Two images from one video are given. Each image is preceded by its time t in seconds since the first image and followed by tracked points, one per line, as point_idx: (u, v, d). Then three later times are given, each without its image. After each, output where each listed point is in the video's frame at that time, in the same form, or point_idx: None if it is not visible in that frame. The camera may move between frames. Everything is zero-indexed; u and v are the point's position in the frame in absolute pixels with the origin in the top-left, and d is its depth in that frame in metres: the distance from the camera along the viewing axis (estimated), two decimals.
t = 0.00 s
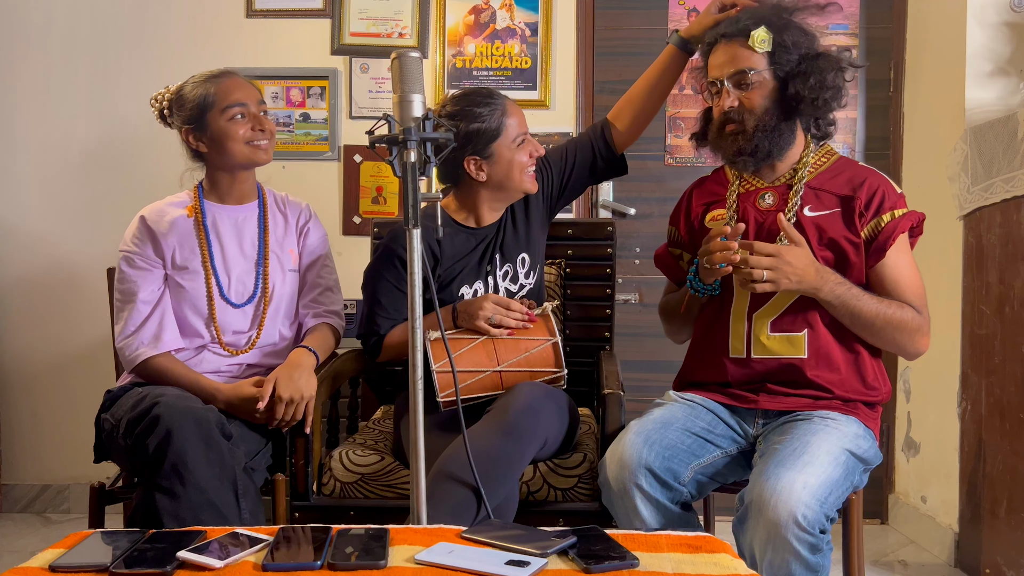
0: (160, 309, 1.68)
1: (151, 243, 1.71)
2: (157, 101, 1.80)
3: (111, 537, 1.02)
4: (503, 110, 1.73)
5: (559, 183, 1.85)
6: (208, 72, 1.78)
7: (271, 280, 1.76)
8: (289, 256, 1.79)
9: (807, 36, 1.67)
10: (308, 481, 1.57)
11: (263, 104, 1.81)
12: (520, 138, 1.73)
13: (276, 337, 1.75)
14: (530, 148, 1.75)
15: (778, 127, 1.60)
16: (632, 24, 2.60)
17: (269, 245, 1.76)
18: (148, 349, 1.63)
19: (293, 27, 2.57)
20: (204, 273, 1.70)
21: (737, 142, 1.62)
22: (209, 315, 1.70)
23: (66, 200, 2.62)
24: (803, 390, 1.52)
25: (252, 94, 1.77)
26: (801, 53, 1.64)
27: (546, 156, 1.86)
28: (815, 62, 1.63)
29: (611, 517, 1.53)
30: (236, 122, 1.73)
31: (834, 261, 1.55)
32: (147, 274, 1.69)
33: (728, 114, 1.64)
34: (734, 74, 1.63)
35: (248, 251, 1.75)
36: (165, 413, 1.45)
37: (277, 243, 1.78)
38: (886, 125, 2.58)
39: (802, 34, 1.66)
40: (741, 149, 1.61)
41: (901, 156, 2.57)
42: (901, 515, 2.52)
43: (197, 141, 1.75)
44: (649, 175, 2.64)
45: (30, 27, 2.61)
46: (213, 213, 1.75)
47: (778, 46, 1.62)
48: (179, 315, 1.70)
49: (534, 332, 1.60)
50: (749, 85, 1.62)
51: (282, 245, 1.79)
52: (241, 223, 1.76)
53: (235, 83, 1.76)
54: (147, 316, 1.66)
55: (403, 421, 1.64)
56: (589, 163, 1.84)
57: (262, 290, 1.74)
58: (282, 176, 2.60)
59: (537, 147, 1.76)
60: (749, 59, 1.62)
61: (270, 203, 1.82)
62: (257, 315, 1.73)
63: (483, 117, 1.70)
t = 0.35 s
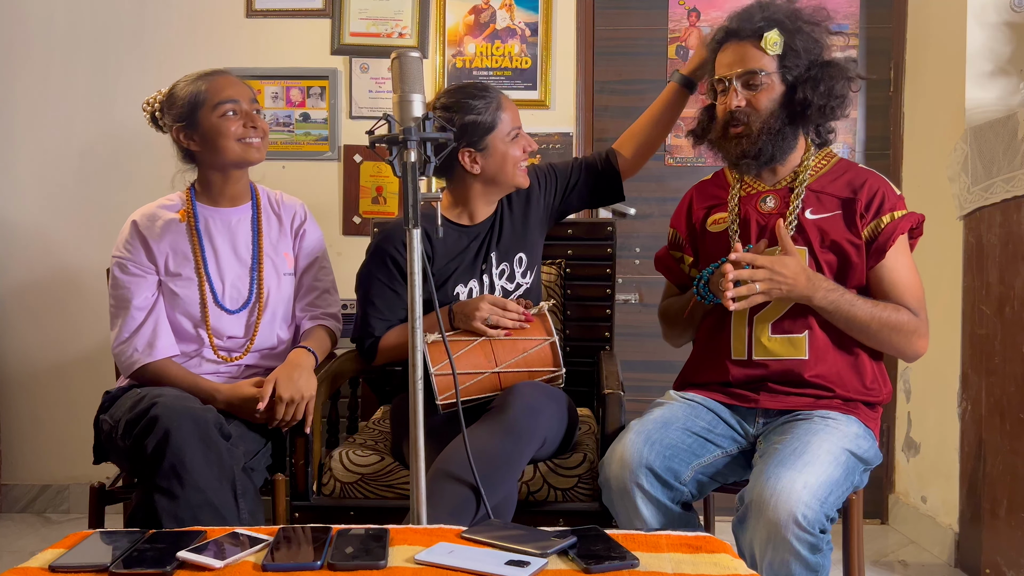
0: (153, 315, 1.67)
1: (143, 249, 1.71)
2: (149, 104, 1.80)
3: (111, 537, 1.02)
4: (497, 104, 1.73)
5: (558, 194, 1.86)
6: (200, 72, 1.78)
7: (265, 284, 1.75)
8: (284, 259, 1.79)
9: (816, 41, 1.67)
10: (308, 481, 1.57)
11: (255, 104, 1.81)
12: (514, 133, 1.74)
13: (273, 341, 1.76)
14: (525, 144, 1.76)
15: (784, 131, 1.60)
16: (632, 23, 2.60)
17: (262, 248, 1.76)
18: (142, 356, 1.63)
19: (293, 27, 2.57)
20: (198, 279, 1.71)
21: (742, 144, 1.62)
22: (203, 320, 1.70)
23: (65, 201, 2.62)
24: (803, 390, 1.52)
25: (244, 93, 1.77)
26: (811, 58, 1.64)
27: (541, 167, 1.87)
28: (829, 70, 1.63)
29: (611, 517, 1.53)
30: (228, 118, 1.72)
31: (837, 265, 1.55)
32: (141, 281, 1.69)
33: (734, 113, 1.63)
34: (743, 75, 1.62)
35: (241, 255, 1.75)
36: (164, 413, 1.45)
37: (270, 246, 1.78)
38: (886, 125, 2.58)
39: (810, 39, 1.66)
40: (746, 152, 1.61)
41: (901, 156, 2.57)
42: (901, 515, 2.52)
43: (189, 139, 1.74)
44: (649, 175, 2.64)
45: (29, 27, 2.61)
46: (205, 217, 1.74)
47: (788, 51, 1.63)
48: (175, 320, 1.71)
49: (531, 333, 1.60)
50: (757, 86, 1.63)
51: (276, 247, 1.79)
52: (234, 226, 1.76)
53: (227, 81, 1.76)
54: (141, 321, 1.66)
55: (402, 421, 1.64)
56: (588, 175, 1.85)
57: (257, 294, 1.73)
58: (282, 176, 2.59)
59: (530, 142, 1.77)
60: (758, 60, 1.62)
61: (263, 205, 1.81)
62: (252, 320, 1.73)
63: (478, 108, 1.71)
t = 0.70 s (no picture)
0: (151, 317, 1.67)
1: (141, 251, 1.71)
2: (142, 104, 1.80)
3: (111, 537, 1.02)
4: (493, 94, 1.74)
5: (560, 182, 1.84)
6: (195, 72, 1.77)
7: (262, 286, 1.75)
8: (280, 261, 1.79)
9: (808, 38, 1.65)
10: (308, 481, 1.57)
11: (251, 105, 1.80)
12: (510, 122, 1.74)
13: (271, 343, 1.76)
14: (520, 134, 1.76)
15: (766, 126, 1.60)
16: (632, 23, 2.60)
17: (259, 251, 1.76)
18: (140, 358, 1.63)
19: (293, 27, 2.57)
20: (194, 282, 1.71)
21: (728, 138, 1.64)
22: (201, 323, 1.70)
23: (65, 201, 2.62)
24: (803, 389, 1.52)
25: (240, 95, 1.76)
26: (799, 53, 1.63)
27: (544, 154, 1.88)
28: (811, 63, 1.62)
29: (611, 517, 1.53)
30: (225, 122, 1.72)
31: (836, 268, 1.55)
32: (139, 282, 1.69)
33: (720, 109, 1.67)
34: (728, 72, 1.65)
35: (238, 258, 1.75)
36: (164, 413, 1.45)
37: (267, 248, 1.78)
38: (886, 125, 2.58)
39: (803, 37, 1.65)
40: (729, 147, 1.63)
41: (901, 156, 2.57)
42: (901, 515, 2.52)
43: (185, 144, 1.75)
44: (649, 175, 2.64)
45: (29, 27, 2.61)
46: (202, 219, 1.75)
47: (775, 46, 1.63)
48: (173, 322, 1.71)
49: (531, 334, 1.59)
50: (742, 81, 1.64)
51: (272, 249, 1.79)
52: (230, 229, 1.76)
53: (223, 83, 1.76)
54: (139, 323, 1.66)
55: (402, 421, 1.64)
56: (588, 163, 1.83)
57: (253, 298, 1.74)
58: (282, 176, 2.59)
59: (528, 134, 1.77)
60: (745, 57, 1.64)
61: (260, 207, 1.81)
62: (249, 323, 1.74)
63: (472, 97, 1.71)
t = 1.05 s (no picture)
0: (151, 317, 1.67)
1: (141, 251, 1.71)
2: (144, 94, 1.81)
3: (111, 537, 1.02)
4: (490, 91, 1.75)
5: (559, 185, 1.81)
6: (198, 73, 1.77)
7: (261, 286, 1.76)
8: (279, 262, 1.79)
9: (810, 33, 1.65)
10: (308, 481, 1.57)
11: (254, 108, 1.80)
12: (506, 118, 1.74)
13: (271, 343, 1.76)
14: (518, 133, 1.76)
15: (772, 121, 1.60)
16: (632, 24, 2.60)
17: (258, 251, 1.76)
18: (140, 357, 1.63)
19: (293, 27, 2.57)
20: (193, 282, 1.71)
21: (734, 135, 1.63)
22: (200, 323, 1.70)
23: (65, 201, 2.62)
24: (803, 390, 1.52)
25: (244, 98, 1.76)
26: (801, 48, 1.63)
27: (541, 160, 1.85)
28: (815, 56, 1.62)
29: (611, 517, 1.53)
30: (227, 127, 1.72)
31: (838, 265, 1.55)
32: (139, 282, 1.69)
33: (724, 105, 1.67)
34: (731, 66, 1.63)
35: (237, 259, 1.75)
36: (163, 413, 1.45)
37: (266, 249, 1.78)
38: (886, 125, 2.58)
39: (804, 30, 1.65)
40: (737, 144, 1.62)
41: (901, 156, 2.57)
42: (901, 515, 2.52)
43: (186, 146, 1.75)
44: (649, 175, 2.64)
45: (29, 28, 2.61)
46: (202, 220, 1.75)
47: (778, 39, 1.63)
48: (173, 322, 1.71)
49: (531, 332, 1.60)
50: (745, 77, 1.63)
51: (271, 250, 1.78)
52: (230, 229, 1.76)
53: (227, 86, 1.75)
54: (139, 323, 1.66)
55: (402, 421, 1.64)
56: (588, 164, 1.80)
57: (252, 298, 1.74)
58: (282, 176, 2.59)
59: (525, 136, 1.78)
60: (747, 51, 1.63)
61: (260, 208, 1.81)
62: (248, 323, 1.74)
63: (471, 94, 1.72)
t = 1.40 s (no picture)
0: (153, 315, 1.67)
1: (144, 248, 1.71)
2: (146, 89, 1.81)
3: (111, 538, 1.02)
4: (491, 91, 1.76)
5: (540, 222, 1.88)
6: (204, 73, 1.77)
7: (263, 284, 1.76)
8: (281, 260, 1.79)
9: (806, 32, 1.66)
10: (308, 481, 1.57)
11: (259, 110, 1.80)
12: (502, 121, 1.75)
13: (271, 342, 1.76)
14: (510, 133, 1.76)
15: (762, 121, 1.60)
16: (632, 24, 2.60)
17: (260, 250, 1.77)
18: (143, 355, 1.63)
19: (293, 27, 2.57)
20: (196, 280, 1.71)
21: (723, 133, 1.64)
22: (202, 321, 1.70)
23: (65, 200, 2.62)
24: (803, 390, 1.52)
25: (250, 102, 1.77)
26: (795, 48, 1.63)
27: (530, 189, 1.92)
28: (807, 57, 1.62)
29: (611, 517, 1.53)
30: (232, 130, 1.72)
31: (836, 260, 1.55)
32: (141, 280, 1.69)
33: (716, 107, 1.68)
34: (723, 65, 1.65)
35: (239, 258, 1.75)
36: (164, 413, 1.45)
37: (268, 248, 1.78)
38: (886, 125, 2.58)
39: (800, 29, 1.65)
40: (724, 141, 1.64)
41: (901, 156, 2.57)
42: (901, 515, 2.52)
43: (191, 146, 1.74)
44: (649, 175, 2.64)
45: (29, 27, 2.61)
46: (204, 219, 1.75)
47: (771, 39, 1.63)
48: (175, 320, 1.71)
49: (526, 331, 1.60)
50: (736, 76, 1.64)
51: (273, 248, 1.79)
52: (232, 228, 1.76)
53: (234, 89, 1.75)
54: (141, 321, 1.66)
55: (402, 421, 1.64)
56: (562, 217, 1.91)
57: (254, 296, 1.74)
58: (282, 176, 2.59)
59: (519, 138, 1.77)
60: (741, 51, 1.64)
61: (262, 207, 1.81)
62: (249, 322, 1.74)
63: (470, 92, 1.73)
